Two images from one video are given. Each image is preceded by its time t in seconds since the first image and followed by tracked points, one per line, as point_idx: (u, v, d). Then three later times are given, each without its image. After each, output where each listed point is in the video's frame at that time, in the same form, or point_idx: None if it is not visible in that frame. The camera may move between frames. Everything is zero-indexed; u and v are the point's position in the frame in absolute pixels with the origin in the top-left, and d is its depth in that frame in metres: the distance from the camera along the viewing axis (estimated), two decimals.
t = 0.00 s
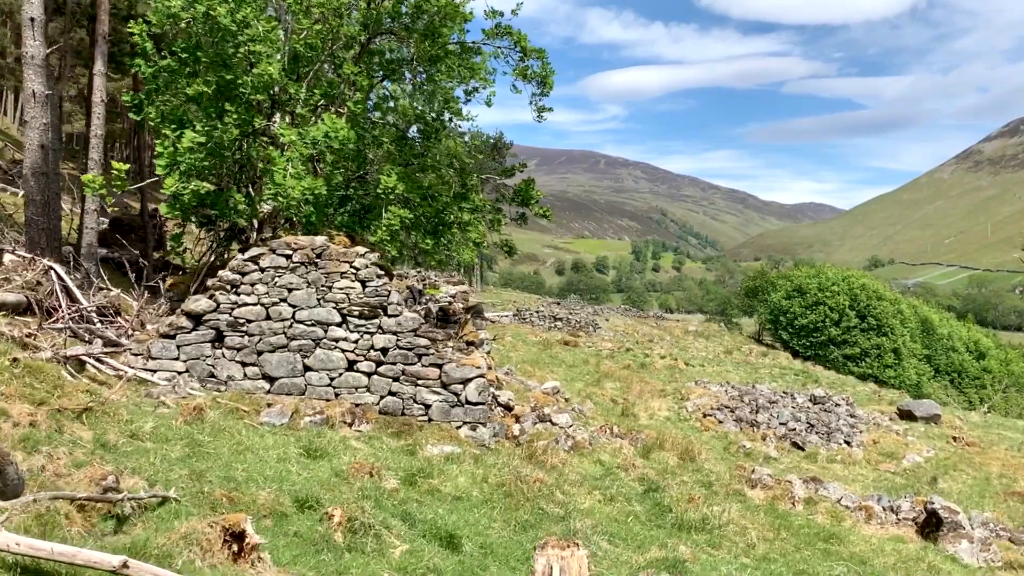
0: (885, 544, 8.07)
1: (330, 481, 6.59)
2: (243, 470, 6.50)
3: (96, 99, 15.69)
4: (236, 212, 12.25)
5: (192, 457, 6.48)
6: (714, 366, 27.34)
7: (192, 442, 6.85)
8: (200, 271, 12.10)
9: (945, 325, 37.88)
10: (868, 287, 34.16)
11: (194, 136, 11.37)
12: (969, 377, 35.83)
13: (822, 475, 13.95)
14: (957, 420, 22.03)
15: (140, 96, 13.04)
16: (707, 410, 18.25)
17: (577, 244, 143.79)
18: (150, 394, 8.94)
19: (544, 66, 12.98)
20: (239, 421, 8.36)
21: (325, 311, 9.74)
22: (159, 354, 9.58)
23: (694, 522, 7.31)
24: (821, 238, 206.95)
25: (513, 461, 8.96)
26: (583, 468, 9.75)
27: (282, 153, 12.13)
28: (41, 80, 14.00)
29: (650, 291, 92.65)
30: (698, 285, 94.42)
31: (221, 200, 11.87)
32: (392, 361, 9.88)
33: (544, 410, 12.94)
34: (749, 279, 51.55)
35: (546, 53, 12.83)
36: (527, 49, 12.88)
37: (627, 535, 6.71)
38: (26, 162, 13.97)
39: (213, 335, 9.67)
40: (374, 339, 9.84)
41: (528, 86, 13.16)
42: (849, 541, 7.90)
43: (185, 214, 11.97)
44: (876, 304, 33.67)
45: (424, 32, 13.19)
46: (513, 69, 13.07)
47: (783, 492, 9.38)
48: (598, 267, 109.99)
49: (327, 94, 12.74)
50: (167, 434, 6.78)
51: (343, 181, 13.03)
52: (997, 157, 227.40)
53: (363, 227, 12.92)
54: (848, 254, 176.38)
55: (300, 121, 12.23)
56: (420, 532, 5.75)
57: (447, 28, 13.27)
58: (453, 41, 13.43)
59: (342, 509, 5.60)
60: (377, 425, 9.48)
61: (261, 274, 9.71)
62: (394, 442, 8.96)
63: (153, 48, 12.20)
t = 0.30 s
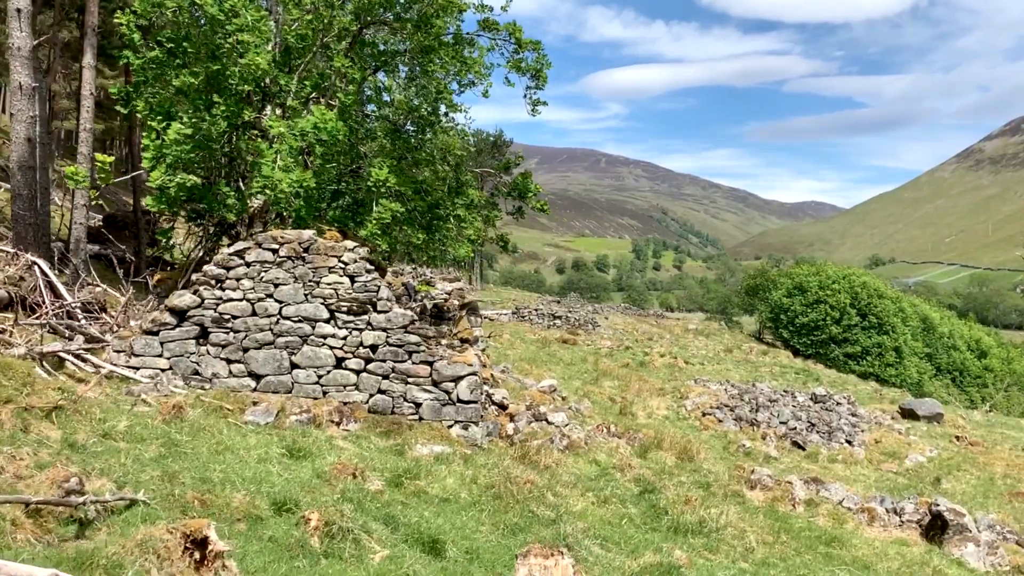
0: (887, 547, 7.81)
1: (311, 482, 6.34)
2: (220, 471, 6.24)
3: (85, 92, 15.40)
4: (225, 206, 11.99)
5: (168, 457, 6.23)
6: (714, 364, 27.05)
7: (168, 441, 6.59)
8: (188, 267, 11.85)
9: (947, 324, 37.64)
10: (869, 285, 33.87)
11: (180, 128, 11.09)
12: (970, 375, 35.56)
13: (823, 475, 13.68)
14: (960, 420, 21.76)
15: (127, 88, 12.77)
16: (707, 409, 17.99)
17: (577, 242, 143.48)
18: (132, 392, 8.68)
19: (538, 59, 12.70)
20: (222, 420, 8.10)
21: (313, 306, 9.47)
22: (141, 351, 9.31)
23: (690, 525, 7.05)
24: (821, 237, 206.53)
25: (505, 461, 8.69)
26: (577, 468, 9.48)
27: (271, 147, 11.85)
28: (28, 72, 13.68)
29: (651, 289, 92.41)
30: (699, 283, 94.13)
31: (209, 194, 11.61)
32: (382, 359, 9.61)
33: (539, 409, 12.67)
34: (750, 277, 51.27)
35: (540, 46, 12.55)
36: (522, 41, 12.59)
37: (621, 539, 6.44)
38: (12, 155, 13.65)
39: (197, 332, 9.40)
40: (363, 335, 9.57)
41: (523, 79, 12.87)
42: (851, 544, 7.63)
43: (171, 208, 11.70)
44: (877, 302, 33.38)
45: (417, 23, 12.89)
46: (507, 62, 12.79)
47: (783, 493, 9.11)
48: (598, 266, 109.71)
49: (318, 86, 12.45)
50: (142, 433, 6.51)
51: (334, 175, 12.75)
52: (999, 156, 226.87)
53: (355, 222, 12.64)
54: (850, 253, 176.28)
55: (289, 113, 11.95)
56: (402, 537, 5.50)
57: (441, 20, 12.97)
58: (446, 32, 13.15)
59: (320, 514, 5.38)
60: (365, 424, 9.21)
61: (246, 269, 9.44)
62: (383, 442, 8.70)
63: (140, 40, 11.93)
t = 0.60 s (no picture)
0: (891, 554, 7.52)
1: (288, 489, 6.06)
2: (193, 477, 5.94)
3: (73, 86, 15.09)
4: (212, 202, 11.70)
5: (138, 462, 5.94)
6: (715, 364, 26.75)
7: (140, 446, 6.31)
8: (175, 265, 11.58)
9: (949, 323, 37.33)
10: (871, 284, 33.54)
11: (164, 122, 10.79)
12: (973, 375, 35.25)
13: (825, 477, 13.38)
14: (964, 420, 21.44)
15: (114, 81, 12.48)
16: (706, 409, 17.69)
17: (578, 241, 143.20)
18: (111, 393, 8.38)
19: (533, 50, 12.40)
20: (201, 422, 7.82)
21: (298, 305, 9.18)
22: (122, 351, 9.03)
23: (686, 533, 6.76)
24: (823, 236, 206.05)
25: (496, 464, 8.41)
26: (571, 472, 9.19)
27: (259, 141, 11.56)
28: (13, 65, 13.24)
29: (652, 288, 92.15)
30: (700, 282, 93.84)
31: (195, 190, 11.33)
32: (370, 359, 9.32)
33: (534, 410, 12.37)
34: (751, 276, 50.97)
35: (536, 36, 12.26)
36: (516, 32, 12.29)
37: (614, 548, 6.15)
38: None
39: (180, 331, 9.12)
40: (350, 335, 9.28)
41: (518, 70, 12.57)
42: (854, 552, 7.32)
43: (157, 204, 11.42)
44: (880, 300, 33.05)
45: (409, 15, 12.58)
46: (501, 53, 12.50)
47: (783, 498, 8.82)
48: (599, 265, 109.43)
49: (308, 79, 12.15)
50: (112, 438, 6.22)
51: (325, 171, 12.47)
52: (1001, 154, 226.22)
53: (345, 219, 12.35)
54: (851, 252, 175.76)
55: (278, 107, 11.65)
56: (381, 548, 5.21)
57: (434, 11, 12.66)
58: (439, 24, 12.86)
59: (292, 524, 5.09)
60: (352, 426, 8.93)
61: (230, 266, 9.14)
62: (369, 445, 8.41)
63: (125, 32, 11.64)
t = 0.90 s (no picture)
0: (895, 558, 7.24)
1: (260, 491, 5.78)
2: (160, 478, 5.66)
3: (60, 80, 14.83)
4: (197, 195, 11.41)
5: (102, 462, 5.66)
6: (714, 362, 26.45)
7: (107, 445, 6.03)
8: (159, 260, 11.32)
9: (952, 321, 37.05)
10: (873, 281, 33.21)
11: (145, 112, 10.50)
12: (976, 374, 34.93)
13: (825, 477, 13.08)
14: (968, 419, 21.14)
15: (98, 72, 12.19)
16: (706, 408, 17.40)
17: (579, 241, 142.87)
18: (86, 391, 8.10)
19: (527, 38, 12.10)
20: (177, 421, 7.52)
21: (281, 300, 8.90)
22: (99, 348, 8.75)
23: (680, 536, 6.47)
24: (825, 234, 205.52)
25: (486, 465, 8.14)
26: (563, 472, 8.91)
27: (245, 132, 11.26)
28: None
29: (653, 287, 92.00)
30: (701, 281, 93.53)
31: (181, 183, 11.07)
32: (356, 356, 9.03)
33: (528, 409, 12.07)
34: (752, 275, 50.69)
35: (529, 24, 11.96)
36: (509, 20, 11.98)
37: (603, 553, 5.86)
38: None
39: (159, 327, 8.84)
40: (335, 331, 8.98)
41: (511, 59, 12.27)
42: (855, 555, 7.03)
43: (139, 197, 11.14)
44: (882, 298, 32.74)
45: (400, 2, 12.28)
46: (493, 41, 12.19)
47: (782, 499, 8.52)
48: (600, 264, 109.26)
49: (295, 69, 11.86)
50: (76, 437, 5.93)
51: (314, 164, 12.18)
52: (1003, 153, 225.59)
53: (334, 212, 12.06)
54: (853, 250, 175.22)
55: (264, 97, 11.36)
56: (353, 554, 4.92)
57: None
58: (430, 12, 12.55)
59: (258, 528, 4.80)
60: (336, 425, 8.63)
61: (210, 260, 8.85)
62: (353, 444, 8.12)
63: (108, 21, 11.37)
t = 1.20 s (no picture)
0: (896, 563, 6.95)
1: (228, 493, 5.50)
2: (123, 480, 5.37)
3: (46, 72, 14.56)
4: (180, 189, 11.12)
5: (61, 463, 5.37)
6: (714, 361, 26.14)
7: (68, 445, 5.75)
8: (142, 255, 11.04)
9: (953, 320, 36.76)
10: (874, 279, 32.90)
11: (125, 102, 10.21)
12: (977, 373, 34.62)
13: (825, 478, 12.79)
14: (970, 418, 20.85)
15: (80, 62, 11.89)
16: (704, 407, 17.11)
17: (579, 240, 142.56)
18: (58, 389, 7.81)
19: (519, 26, 11.81)
20: (149, 419, 7.24)
21: (262, 295, 8.62)
22: (73, 344, 8.48)
23: (671, 541, 6.19)
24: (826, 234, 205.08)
25: (472, 465, 7.85)
26: (553, 472, 8.62)
27: (228, 123, 10.96)
28: None
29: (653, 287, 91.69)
30: (701, 281, 93.21)
31: (163, 175, 10.78)
32: (339, 353, 8.75)
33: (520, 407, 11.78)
34: (752, 274, 50.41)
35: (521, 12, 11.67)
36: (501, 7, 11.69)
37: (589, 558, 5.58)
38: None
39: (135, 323, 8.56)
40: (318, 326, 8.70)
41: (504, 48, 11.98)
42: (855, 560, 6.74)
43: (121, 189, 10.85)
44: (883, 297, 32.43)
45: None
46: (485, 30, 11.91)
47: (779, 501, 8.22)
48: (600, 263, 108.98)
49: (281, 59, 11.56)
50: (36, 437, 5.64)
51: (301, 157, 11.89)
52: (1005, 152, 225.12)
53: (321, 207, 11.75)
54: (854, 249, 174.76)
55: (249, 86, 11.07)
56: (320, 561, 4.64)
57: None
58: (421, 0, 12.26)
59: (217, 534, 4.51)
60: (317, 424, 8.34)
61: (188, 254, 8.57)
62: (334, 444, 7.83)
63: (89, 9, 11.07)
